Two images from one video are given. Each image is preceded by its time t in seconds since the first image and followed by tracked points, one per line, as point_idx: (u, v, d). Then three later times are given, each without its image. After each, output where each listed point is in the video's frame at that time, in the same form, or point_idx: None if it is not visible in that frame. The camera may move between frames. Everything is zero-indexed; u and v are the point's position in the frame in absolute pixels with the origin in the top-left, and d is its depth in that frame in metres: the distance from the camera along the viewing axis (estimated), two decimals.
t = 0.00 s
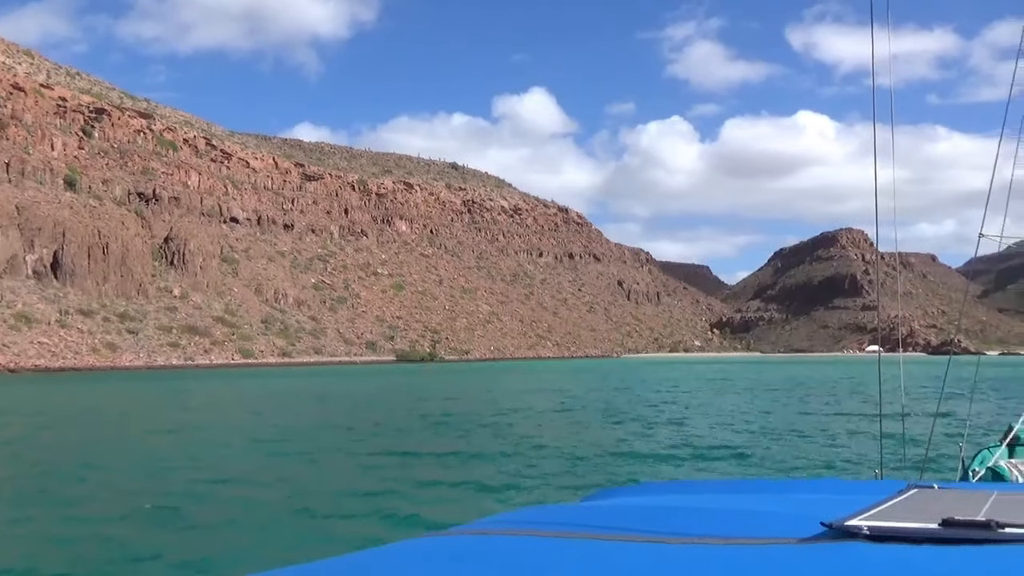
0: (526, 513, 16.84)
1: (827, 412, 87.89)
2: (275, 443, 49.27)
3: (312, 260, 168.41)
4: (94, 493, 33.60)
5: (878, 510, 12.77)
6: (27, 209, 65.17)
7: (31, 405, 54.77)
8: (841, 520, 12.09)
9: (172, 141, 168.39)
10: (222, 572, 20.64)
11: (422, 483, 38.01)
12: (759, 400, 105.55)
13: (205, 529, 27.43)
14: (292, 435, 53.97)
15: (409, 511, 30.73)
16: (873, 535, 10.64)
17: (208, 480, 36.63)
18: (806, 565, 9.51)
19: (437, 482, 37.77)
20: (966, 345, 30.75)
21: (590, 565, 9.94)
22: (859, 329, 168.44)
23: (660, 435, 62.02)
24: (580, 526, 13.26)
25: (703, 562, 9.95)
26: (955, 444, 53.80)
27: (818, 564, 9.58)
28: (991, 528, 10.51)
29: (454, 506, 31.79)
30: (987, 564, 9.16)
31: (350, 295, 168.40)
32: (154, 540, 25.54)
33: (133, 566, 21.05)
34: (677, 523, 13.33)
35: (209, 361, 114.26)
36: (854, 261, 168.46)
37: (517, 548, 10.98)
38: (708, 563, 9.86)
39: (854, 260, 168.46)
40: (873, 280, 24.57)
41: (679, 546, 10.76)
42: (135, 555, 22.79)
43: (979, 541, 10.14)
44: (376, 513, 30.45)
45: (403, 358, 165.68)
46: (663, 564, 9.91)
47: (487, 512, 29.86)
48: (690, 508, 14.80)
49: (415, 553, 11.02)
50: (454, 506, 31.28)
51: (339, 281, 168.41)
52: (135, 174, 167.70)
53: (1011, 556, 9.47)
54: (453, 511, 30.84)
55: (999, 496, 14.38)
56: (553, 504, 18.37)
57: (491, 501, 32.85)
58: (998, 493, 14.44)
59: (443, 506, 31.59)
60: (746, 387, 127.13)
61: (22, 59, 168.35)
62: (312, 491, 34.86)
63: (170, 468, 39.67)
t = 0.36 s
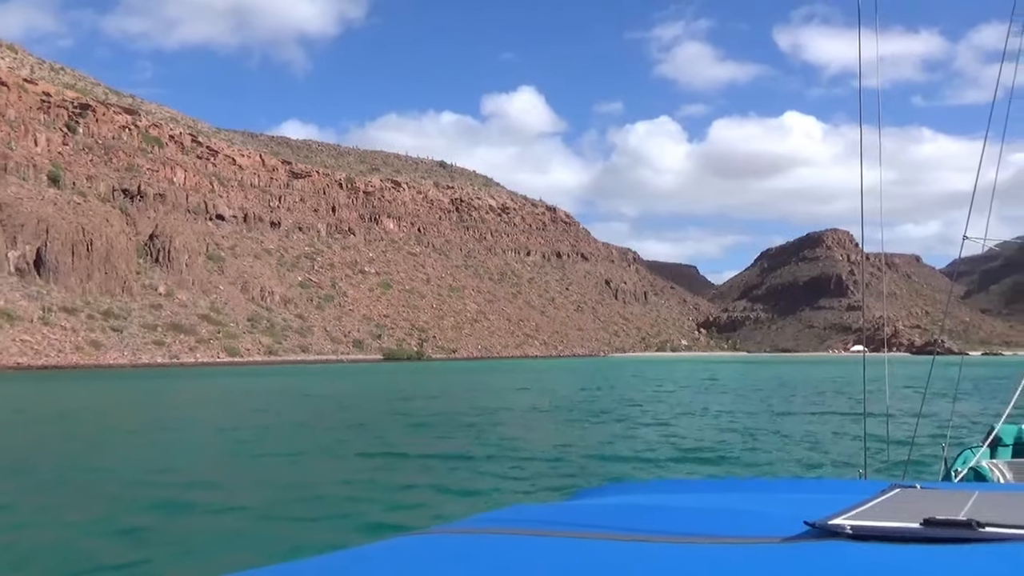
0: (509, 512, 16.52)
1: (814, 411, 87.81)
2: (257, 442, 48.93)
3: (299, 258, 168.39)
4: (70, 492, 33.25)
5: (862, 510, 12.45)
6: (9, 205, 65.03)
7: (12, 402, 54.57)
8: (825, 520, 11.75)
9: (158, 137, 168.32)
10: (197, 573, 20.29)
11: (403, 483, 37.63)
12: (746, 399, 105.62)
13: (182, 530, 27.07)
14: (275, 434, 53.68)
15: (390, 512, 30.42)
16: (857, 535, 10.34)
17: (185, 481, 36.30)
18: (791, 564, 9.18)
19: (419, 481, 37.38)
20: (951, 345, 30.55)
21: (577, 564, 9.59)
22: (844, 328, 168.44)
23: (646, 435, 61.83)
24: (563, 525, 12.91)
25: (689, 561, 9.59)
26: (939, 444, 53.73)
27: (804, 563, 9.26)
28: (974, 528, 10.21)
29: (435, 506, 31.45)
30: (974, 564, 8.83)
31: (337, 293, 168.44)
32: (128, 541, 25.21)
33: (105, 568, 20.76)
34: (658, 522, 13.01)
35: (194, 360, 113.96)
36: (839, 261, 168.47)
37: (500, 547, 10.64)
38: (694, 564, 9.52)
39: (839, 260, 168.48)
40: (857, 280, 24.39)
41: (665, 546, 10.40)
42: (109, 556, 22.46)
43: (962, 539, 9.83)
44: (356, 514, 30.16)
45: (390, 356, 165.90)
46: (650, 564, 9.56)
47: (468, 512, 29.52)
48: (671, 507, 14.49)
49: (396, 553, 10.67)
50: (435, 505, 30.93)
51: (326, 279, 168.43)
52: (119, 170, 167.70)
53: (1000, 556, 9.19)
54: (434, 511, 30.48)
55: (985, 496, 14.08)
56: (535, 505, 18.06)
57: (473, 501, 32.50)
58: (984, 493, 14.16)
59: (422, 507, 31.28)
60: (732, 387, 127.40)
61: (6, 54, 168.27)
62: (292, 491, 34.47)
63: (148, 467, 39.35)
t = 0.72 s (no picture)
0: (492, 511, 16.22)
1: (803, 410, 87.66)
2: (242, 440, 48.59)
3: (288, 256, 168.43)
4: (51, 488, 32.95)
5: (846, 509, 12.17)
6: None
7: None
8: (809, 519, 11.46)
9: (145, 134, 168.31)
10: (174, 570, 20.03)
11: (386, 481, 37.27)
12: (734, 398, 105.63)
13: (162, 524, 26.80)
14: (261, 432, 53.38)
15: (373, 509, 30.09)
16: (842, 534, 10.07)
17: (167, 478, 36.03)
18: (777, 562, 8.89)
19: (403, 478, 37.04)
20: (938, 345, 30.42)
21: (563, 563, 9.29)
22: (832, 328, 168.41)
23: (633, 433, 61.59)
24: (545, 523, 12.63)
25: (675, 560, 9.29)
26: (925, 444, 53.62)
27: (791, 562, 8.97)
28: (958, 525, 9.95)
29: (419, 504, 31.15)
30: (962, 562, 8.56)
31: (326, 291, 168.43)
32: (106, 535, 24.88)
33: (80, 565, 20.48)
34: (640, 520, 12.74)
35: (181, 357, 113.73)
36: (827, 260, 168.44)
37: (485, 546, 10.34)
38: (679, 561, 9.24)
39: (827, 259, 168.44)
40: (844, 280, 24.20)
41: (649, 545, 10.12)
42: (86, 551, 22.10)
43: (948, 538, 9.56)
44: (338, 510, 29.84)
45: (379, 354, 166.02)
46: (637, 562, 9.25)
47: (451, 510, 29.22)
48: (654, 505, 14.23)
49: (378, 552, 10.35)
50: (419, 502, 30.57)
51: (315, 277, 168.43)
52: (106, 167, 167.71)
53: (991, 552, 8.91)
54: (418, 508, 30.14)
55: (973, 495, 13.82)
56: (518, 504, 17.76)
57: (457, 499, 32.18)
58: (972, 492, 13.90)
59: (405, 504, 30.94)
60: (720, 387, 127.61)
61: None
62: (274, 487, 34.10)
63: (128, 464, 39.03)
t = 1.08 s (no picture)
0: (477, 511, 15.95)
1: (793, 410, 87.58)
2: (229, 440, 48.31)
3: (279, 253, 168.38)
4: (34, 487, 32.64)
5: (834, 510, 11.94)
6: None
7: None
8: (795, 520, 11.19)
9: (136, 129, 168.31)
10: (153, 574, 19.76)
11: (372, 480, 37.01)
12: (725, 398, 105.68)
13: (143, 524, 26.51)
14: (246, 432, 53.08)
15: (358, 509, 29.81)
16: (829, 535, 9.82)
17: (149, 478, 35.72)
18: (766, 562, 8.63)
19: (389, 475, 36.75)
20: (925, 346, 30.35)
21: (547, 563, 9.01)
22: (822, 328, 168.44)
23: (622, 433, 61.42)
24: (529, 523, 12.35)
25: (661, 560, 9.02)
26: (914, 446, 53.45)
27: (781, 562, 8.71)
28: (941, 527, 9.72)
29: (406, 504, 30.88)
30: (951, 564, 8.31)
31: (317, 288, 168.43)
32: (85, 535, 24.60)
33: (57, 568, 20.20)
34: (624, 519, 12.51)
35: (171, 355, 113.65)
36: (817, 261, 168.43)
37: (469, 545, 10.05)
38: (664, 560, 8.99)
39: (817, 260, 168.43)
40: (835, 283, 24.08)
41: (636, 545, 9.83)
42: (63, 551, 21.81)
43: (936, 538, 9.32)
44: (323, 511, 29.58)
45: (370, 352, 166.08)
46: (623, 562, 8.97)
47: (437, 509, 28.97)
48: (640, 505, 13.98)
49: (358, 552, 10.06)
50: (404, 500, 30.30)
51: (306, 275, 168.44)
52: (96, 162, 167.67)
53: (982, 553, 8.67)
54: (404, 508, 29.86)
55: (962, 497, 13.59)
56: (503, 504, 17.50)
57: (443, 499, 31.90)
58: (961, 494, 13.68)
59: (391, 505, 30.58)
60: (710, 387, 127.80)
61: None
62: (259, 487, 33.84)
63: (112, 463, 38.75)
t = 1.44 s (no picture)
0: (475, 511, 15.63)
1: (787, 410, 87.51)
2: (221, 440, 48.09)
3: (273, 252, 168.44)
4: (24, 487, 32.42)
5: (827, 510, 11.78)
6: None
7: None
8: (791, 520, 11.01)
9: (129, 126, 168.40)
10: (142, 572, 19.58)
11: (363, 481, 36.79)
12: (719, 398, 105.70)
13: (133, 524, 26.26)
14: (238, 431, 52.87)
15: (349, 509, 29.54)
16: (823, 534, 9.61)
17: (140, 479, 35.37)
18: (761, 563, 8.42)
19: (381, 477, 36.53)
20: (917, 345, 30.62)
21: (540, 563, 8.81)
22: (816, 328, 168.42)
23: (615, 433, 61.25)
24: (526, 523, 12.10)
25: (654, 560, 8.83)
26: (908, 447, 53.30)
27: (782, 560, 8.47)
28: (936, 526, 9.54)
29: (399, 505, 30.59)
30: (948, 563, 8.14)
31: (312, 287, 168.45)
32: (74, 535, 24.39)
33: (43, 568, 19.98)
34: (618, 519, 12.31)
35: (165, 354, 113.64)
36: (811, 261, 168.42)
37: (461, 547, 9.79)
38: (655, 562, 8.79)
39: (811, 260, 168.42)
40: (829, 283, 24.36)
41: (631, 545, 9.64)
42: (50, 553, 21.59)
43: (923, 538, 9.20)
44: (315, 511, 29.32)
45: (364, 351, 166.00)
46: (616, 564, 8.75)
47: (427, 511, 28.75)
48: (630, 504, 13.83)
49: (347, 552, 9.81)
50: (395, 503, 30.07)
51: (301, 273, 168.45)
52: (89, 159, 167.75)
53: (984, 554, 8.47)
54: (396, 510, 29.64)
55: (956, 495, 13.41)
56: (497, 503, 17.24)
57: (434, 500, 31.67)
58: (957, 493, 13.54)
59: (381, 506, 30.34)
60: (704, 387, 127.99)
61: None
62: (250, 486, 33.63)
63: (103, 465, 38.42)
